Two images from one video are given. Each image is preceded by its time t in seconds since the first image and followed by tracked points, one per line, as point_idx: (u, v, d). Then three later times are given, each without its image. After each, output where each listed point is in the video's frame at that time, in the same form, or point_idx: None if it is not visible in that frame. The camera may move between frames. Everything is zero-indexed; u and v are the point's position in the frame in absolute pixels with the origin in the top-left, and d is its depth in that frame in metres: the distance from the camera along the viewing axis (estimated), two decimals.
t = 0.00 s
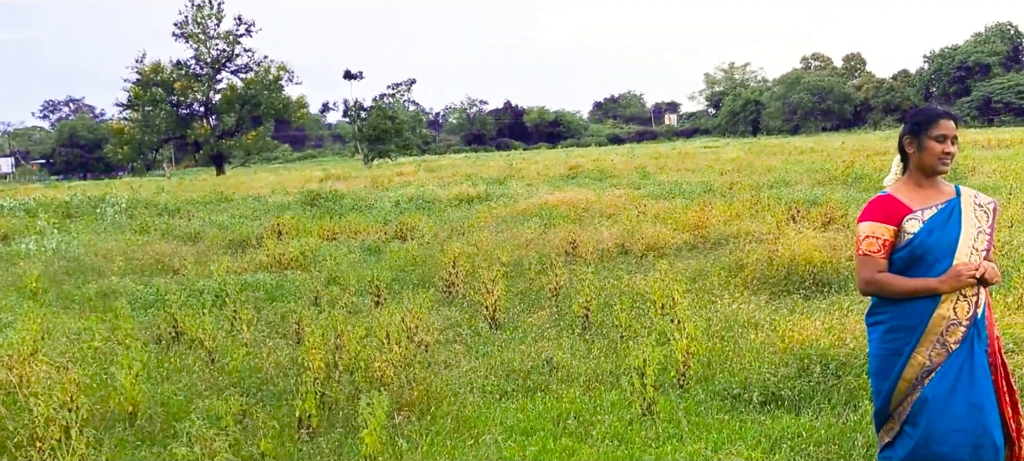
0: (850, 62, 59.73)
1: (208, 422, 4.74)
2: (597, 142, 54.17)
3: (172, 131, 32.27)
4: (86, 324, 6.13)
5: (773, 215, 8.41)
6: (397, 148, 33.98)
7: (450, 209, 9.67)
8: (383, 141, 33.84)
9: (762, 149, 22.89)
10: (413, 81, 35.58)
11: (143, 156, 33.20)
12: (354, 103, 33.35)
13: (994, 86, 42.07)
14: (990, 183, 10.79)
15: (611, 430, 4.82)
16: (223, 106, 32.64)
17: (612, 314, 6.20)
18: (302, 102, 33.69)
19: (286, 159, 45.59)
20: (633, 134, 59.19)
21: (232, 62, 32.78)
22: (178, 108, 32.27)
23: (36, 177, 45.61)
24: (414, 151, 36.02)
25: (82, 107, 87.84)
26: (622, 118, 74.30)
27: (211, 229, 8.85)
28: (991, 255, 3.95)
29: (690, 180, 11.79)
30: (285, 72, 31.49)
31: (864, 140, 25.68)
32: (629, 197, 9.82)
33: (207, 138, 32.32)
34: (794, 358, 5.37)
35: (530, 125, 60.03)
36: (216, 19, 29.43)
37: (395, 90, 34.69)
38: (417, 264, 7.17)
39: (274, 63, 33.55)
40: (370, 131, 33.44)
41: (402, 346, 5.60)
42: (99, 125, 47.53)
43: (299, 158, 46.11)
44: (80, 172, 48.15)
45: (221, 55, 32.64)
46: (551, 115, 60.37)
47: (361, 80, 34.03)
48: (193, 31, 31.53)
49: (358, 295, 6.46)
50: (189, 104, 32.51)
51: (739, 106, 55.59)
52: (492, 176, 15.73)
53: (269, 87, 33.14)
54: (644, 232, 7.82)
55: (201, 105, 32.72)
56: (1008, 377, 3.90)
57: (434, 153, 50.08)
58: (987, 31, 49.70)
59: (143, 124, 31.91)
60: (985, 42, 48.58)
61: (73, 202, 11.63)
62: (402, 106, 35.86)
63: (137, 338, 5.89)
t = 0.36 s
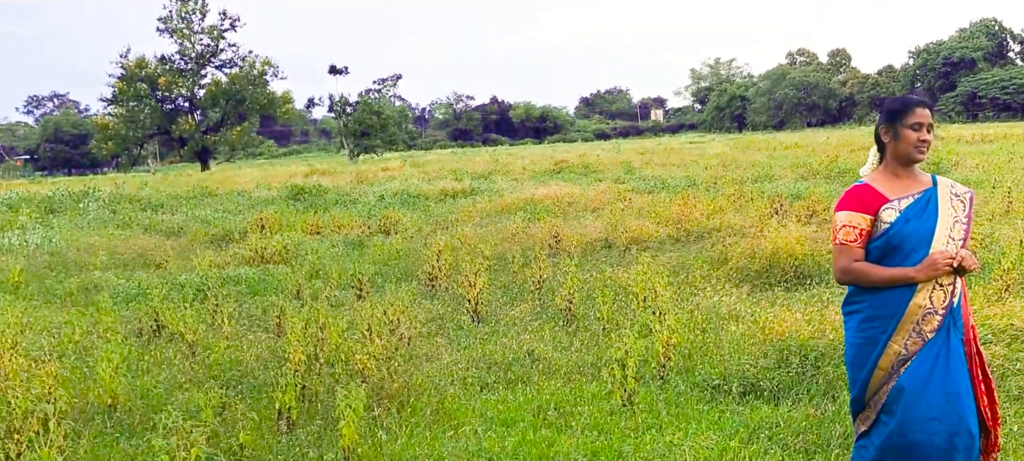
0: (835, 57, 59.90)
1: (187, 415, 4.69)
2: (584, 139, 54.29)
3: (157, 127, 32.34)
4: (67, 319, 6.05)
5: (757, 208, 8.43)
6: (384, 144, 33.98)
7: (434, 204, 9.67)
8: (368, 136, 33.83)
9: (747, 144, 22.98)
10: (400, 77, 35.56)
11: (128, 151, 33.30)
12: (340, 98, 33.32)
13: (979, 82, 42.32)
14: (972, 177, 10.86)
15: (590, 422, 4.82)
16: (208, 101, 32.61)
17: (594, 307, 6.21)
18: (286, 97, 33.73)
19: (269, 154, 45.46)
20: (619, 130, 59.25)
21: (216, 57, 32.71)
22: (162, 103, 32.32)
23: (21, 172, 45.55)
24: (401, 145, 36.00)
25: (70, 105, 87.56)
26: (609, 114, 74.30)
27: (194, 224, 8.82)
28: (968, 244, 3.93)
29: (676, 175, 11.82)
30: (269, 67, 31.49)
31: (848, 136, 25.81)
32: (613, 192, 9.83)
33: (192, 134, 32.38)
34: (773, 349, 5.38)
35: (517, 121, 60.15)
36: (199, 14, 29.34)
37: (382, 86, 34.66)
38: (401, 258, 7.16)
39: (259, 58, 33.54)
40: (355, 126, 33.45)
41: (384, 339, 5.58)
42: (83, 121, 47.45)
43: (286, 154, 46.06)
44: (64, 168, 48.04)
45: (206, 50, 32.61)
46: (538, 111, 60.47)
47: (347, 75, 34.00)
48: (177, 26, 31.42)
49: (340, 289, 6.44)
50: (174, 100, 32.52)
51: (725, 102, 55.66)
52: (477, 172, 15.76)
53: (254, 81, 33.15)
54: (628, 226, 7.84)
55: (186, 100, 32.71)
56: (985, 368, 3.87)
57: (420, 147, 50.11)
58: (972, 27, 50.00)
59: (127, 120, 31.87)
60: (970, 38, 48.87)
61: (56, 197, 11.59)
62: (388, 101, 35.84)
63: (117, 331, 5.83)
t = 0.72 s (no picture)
0: (824, 53, 59.90)
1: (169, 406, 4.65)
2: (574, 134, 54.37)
3: (144, 121, 32.45)
4: (49, 311, 5.93)
5: (742, 203, 8.45)
6: (372, 138, 33.97)
7: (420, 198, 9.68)
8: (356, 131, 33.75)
9: (735, 140, 23.04)
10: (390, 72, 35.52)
11: (115, 146, 33.43)
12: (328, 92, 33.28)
13: (967, 78, 42.42)
14: (957, 172, 10.91)
15: (570, 413, 4.86)
16: (196, 96, 32.66)
17: (578, 300, 6.21)
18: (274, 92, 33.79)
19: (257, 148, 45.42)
20: (608, 124, 59.32)
21: (203, 51, 32.72)
22: (149, 97, 32.48)
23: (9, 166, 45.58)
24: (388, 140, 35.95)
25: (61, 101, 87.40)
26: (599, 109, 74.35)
27: (180, 218, 8.82)
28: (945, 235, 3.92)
29: (662, 170, 11.84)
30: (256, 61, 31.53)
31: (836, 131, 25.84)
32: (599, 186, 9.86)
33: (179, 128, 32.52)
34: (753, 341, 5.41)
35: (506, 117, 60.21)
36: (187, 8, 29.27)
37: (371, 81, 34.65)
38: (385, 251, 7.15)
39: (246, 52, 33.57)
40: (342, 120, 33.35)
41: (366, 332, 5.57)
42: (70, 116, 47.47)
43: (275, 149, 46.06)
44: (52, 161, 48.11)
45: (193, 44, 32.62)
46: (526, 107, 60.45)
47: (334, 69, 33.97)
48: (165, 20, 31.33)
49: (323, 282, 6.43)
50: (162, 94, 32.57)
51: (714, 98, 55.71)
52: (463, 166, 15.78)
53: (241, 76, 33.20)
54: (613, 220, 7.86)
55: (174, 95, 32.76)
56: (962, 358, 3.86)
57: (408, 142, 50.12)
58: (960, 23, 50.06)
59: (114, 114, 31.91)
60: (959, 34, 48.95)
61: (42, 190, 11.56)
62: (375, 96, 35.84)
63: (100, 323, 5.72)
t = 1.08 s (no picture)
0: (816, 50, 59.78)
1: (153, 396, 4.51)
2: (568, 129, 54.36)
3: (135, 113, 32.74)
4: (35, 300, 5.73)
5: (730, 197, 8.45)
6: (363, 132, 33.93)
7: (410, 191, 9.69)
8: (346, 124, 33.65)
9: (727, 136, 23.02)
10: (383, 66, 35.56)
11: (106, 137, 33.65)
12: (319, 85, 33.30)
13: (959, 76, 42.39)
14: (946, 169, 10.93)
15: (552, 404, 4.87)
16: (187, 87, 32.88)
17: (564, 293, 6.22)
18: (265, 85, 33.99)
19: (249, 140, 45.40)
20: (600, 119, 59.33)
21: (194, 44, 32.83)
22: (141, 89, 32.48)
23: None
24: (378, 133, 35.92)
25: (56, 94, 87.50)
26: (593, 104, 74.28)
27: (168, 210, 8.82)
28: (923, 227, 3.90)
29: (653, 164, 11.84)
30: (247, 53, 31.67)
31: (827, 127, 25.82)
32: (589, 180, 9.86)
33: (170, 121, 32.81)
34: (736, 334, 5.44)
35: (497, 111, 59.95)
36: None
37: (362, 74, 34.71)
38: (373, 243, 7.15)
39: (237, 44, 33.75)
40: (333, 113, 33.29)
41: (352, 322, 5.54)
42: (61, 107, 47.64)
43: (266, 141, 46.09)
44: (43, 152, 48.10)
45: (183, 36, 32.78)
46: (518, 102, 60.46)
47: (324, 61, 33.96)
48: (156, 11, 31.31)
49: (310, 274, 6.41)
50: (153, 87, 32.76)
51: (706, 94, 55.33)
52: (453, 160, 15.81)
53: (232, 67, 33.40)
54: (601, 213, 7.86)
55: (165, 87, 32.94)
56: (938, 349, 3.87)
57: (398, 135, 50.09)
58: (953, 21, 49.98)
59: (105, 105, 32.12)
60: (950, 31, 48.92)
61: (31, 181, 11.56)
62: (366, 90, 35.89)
63: (86, 312, 5.53)
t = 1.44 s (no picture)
0: (814, 44, 59.53)
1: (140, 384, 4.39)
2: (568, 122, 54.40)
3: (132, 103, 33.33)
4: (26, 288, 5.59)
5: (722, 190, 8.44)
6: (359, 123, 33.97)
7: (403, 182, 9.72)
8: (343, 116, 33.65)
9: (721, 131, 23.02)
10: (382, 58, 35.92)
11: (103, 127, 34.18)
12: (316, 76, 33.48)
13: (958, 72, 42.23)
14: (940, 165, 10.93)
15: (536, 394, 4.90)
16: (184, 77, 33.40)
17: (553, 285, 6.23)
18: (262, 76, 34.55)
19: (245, 131, 45.56)
20: (597, 112, 59.28)
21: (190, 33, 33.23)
22: (138, 78, 33.00)
23: None
24: (375, 125, 36.04)
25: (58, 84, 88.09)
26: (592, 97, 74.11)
27: (161, 199, 8.86)
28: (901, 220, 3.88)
29: (648, 157, 11.83)
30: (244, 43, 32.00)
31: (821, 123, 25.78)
32: (581, 173, 9.88)
33: (167, 110, 33.37)
34: (721, 326, 5.44)
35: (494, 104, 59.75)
36: None
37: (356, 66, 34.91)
38: (364, 234, 7.16)
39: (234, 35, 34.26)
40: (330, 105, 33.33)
41: (340, 311, 5.53)
42: (57, 97, 48.10)
43: (262, 131, 46.31)
44: (38, 142, 48.35)
45: (181, 26, 33.30)
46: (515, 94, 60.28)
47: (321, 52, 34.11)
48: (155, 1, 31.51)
49: (300, 263, 6.41)
50: (150, 76, 33.29)
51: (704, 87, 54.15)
52: (447, 151, 15.85)
53: (229, 58, 33.96)
54: (592, 205, 7.88)
55: (162, 76, 33.47)
56: (916, 340, 3.86)
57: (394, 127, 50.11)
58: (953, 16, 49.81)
59: (101, 95, 32.65)
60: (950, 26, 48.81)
61: (24, 169, 11.63)
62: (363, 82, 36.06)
63: (75, 299, 5.39)
